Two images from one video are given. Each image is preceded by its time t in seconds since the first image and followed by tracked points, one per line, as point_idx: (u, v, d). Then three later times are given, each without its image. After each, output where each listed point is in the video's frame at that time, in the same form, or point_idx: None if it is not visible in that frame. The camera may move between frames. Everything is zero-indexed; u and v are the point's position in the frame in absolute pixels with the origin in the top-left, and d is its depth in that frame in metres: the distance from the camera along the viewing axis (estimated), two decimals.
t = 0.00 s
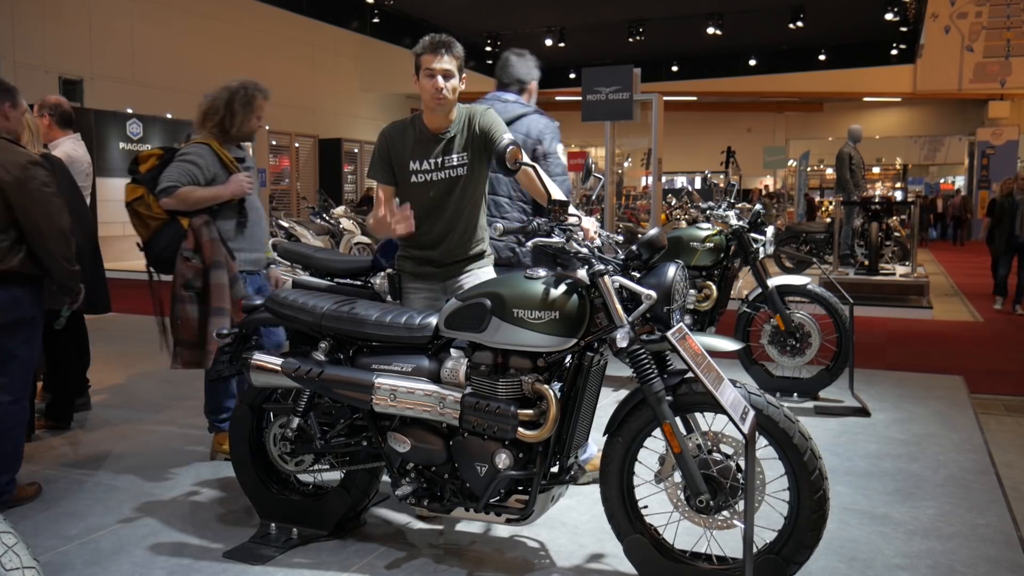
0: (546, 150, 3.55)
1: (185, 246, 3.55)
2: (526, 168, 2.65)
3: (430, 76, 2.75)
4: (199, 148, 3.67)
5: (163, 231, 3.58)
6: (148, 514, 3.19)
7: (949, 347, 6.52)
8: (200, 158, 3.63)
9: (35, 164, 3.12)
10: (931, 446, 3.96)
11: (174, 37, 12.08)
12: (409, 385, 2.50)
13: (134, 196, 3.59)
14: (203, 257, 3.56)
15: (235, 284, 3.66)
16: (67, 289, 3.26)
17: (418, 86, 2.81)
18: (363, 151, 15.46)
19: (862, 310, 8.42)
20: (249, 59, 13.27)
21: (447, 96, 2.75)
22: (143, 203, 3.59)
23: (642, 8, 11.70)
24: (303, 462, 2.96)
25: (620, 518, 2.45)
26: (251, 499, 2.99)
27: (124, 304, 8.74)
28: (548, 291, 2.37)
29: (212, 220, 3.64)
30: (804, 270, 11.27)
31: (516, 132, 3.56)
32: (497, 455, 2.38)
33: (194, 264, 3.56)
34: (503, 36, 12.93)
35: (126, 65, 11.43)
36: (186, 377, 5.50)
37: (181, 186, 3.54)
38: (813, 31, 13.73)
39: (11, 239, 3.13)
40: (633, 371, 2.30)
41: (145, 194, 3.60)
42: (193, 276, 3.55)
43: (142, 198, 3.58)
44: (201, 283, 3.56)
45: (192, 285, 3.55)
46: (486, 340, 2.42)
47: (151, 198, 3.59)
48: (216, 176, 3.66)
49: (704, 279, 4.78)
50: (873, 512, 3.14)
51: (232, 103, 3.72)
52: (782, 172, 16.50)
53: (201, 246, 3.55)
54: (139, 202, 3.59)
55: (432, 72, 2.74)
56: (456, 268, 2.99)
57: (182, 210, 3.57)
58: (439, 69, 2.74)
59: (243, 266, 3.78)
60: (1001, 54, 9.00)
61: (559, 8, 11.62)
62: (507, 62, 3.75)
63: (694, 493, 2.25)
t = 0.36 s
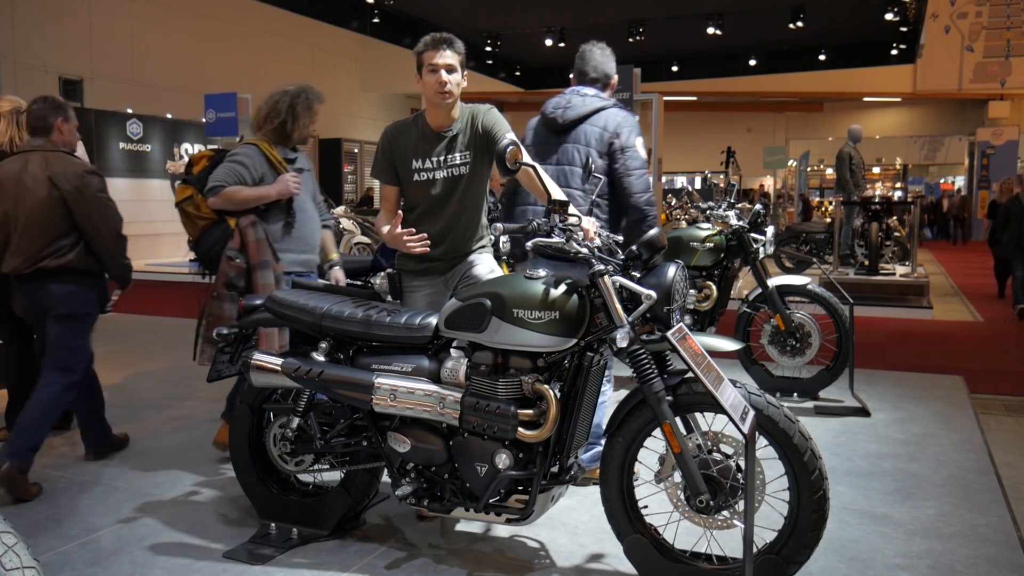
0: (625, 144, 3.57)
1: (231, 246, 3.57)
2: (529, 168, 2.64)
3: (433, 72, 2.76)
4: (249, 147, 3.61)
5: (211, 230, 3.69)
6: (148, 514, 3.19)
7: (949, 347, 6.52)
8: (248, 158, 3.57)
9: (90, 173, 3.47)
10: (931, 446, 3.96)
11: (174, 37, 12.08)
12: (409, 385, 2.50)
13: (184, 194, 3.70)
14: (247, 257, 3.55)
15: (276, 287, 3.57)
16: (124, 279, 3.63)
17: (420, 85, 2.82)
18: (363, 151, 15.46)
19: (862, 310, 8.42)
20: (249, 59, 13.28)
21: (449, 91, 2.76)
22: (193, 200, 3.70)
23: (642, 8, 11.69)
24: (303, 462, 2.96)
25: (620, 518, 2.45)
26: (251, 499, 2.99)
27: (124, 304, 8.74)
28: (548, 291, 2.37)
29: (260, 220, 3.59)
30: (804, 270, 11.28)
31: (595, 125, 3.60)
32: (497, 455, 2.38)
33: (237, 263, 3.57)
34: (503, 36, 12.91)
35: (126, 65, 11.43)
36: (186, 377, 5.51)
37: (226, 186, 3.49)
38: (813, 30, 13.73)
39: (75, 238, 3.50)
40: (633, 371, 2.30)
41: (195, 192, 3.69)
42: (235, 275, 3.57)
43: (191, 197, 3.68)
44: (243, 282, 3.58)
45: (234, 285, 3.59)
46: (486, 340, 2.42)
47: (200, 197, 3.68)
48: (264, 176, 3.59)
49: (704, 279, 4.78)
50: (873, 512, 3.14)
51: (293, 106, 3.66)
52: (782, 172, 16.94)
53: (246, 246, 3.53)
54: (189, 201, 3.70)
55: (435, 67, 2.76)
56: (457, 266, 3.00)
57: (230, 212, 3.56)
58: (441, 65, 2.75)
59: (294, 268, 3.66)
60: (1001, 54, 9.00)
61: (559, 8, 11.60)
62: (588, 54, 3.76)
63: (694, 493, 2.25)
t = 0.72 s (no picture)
0: (686, 144, 3.61)
1: (263, 242, 3.49)
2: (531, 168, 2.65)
3: (434, 77, 2.74)
4: (288, 144, 3.54)
5: (246, 225, 3.58)
6: (147, 513, 3.19)
7: (949, 347, 6.52)
8: (285, 153, 3.49)
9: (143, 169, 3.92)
10: (931, 446, 3.96)
11: (174, 37, 12.07)
12: (409, 385, 2.50)
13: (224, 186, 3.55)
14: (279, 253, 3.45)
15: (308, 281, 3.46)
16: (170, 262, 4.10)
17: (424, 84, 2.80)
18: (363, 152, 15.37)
19: (862, 310, 8.41)
20: (249, 59, 13.26)
21: (451, 94, 2.75)
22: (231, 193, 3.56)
23: (643, 8, 11.67)
24: (303, 462, 2.96)
25: (620, 518, 2.45)
26: (251, 499, 2.99)
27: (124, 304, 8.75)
28: (548, 291, 2.37)
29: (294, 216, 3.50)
30: (804, 270, 11.27)
31: (652, 132, 3.64)
32: (497, 455, 2.38)
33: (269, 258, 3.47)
34: (503, 36, 12.91)
35: (125, 65, 11.42)
36: (186, 376, 5.51)
37: (262, 181, 3.41)
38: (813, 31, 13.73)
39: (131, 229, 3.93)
40: (633, 371, 2.30)
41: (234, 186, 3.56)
42: (267, 271, 3.46)
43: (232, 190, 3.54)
44: (274, 277, 3.46)
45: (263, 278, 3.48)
46: (486, 340, 2.42)
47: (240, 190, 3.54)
48: (300, 173, 3.51)
49: (704, 280, 4.76)
50: (872, 512, 3.14)
51: (338, 104, 3.56)
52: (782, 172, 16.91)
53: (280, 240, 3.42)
54: (229, 196, 3.57)
55: (435, 72, 2.74)
56: (456, 263, 3.01)
57: (265, 207, 3.48)
58: (442, 70, 2.73)
59: (328, 265, 3.60)
60: (1001, 54, 8.99)
61: (559, 8, 11.60)
62: (625, 62, 3.82)
63: (694, 493, 2.25)
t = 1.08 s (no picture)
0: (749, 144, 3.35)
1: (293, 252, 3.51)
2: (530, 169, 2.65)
3: (439, 79, 2.74)
4: (315, 150, 3.46)
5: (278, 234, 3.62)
6: (148, 513, 3.19)
7: (949, 347, 6.51)
8: (310, 161, 3.42)
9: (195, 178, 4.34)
10: (931, 446, 3.96)
11: (173, 37, 12.06)
12: (409, 385, 2.50)
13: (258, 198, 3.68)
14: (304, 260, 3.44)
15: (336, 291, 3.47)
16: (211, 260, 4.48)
17: (429, 86, 2.80)
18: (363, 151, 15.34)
19: (862, 310, 8.41)
20: (249, 59, 13.26)
21: (457, 96, 2.74)
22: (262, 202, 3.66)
23: (643, 8, 11.68)
24: (303, 462, 2.96)
25: (620, 518, 2.46)
26: (251, 499, 2.99)
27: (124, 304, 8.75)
28: (548, 291, 2.37)
29: (324, 225, 3.46)
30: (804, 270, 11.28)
31: (710, 130, 3.40)
32: (497, 455, 2.38)
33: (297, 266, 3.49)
34: (503, 36, 12.94)
35: (125, 64, 11.41)
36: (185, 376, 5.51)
37: (290, 191, 3.38)
38: (813, 31, 13.74)
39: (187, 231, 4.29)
40: (633, 371, 2.31)
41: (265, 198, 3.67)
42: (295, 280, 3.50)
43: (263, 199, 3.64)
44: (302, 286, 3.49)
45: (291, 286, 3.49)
46: (486, 340, 2.42)
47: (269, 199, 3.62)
48: (329, 180, 3.43)
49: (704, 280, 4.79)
50: (873, 512, 3.14)
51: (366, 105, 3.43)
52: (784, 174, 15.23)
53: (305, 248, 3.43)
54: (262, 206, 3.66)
55: (440, 74, 2.73)
56: (456, 263, 3.01)
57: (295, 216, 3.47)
58: (448, 72, 2.72)
59: (363, 271, 3.48)
60: (1001, 54, 8.97)
61: (559, 8, 11.61)
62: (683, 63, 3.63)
63: (694, 493, 2.25)
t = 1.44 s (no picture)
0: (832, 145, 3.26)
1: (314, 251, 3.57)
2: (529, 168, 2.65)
3: (437, 81, 2.74)
4: (334, 147, 3.48)
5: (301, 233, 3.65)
6: (148, 513, 3.19)
7: (949, 347, 6.52)
8: (332, 159, 3.44)
9: (214, 187, 4.59)
10: (932, 446, 3.96)
11: (174, 37, 12.06)
12: (409, 385, 2.50)
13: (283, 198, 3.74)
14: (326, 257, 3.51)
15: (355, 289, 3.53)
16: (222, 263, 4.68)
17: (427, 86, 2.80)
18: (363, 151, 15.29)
19: (862, 310, 8.42)
20: (249, 60, 13.26)
21: (456, 100, 2.75)
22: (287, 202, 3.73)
23: (643, 8, 11.68)
24: (303, 462, 2.97)
25: (620, 518, 2.46)
26: (251, 499, 2.99)
27: (123, 304, 8.75)
28: (548, 291, 2.37)
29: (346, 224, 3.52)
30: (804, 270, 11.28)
31: (796, 131, 3.26)
32: (497, 455, 2.38)
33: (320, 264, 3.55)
34: (504, 36, 12.97)
35: (126, 64, 11.41)
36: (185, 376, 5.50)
37: (312, 191, 3.41)
38: (813, 31, 13.73)
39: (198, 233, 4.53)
40: (633, 371, 2.31)
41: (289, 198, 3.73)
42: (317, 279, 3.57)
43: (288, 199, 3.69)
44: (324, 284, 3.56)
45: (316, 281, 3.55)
46: (486, 340, 2.42)
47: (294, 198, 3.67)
48: (351, 177, 3.46)
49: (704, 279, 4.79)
50: (873, 512, 3.14)
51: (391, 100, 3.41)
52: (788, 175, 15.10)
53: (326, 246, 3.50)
54: (286, 205, 3.71)
55: (439, 77, 2.74)
56: (456, 263, 3.01)
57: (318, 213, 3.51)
58: (447, 75, 2.73)
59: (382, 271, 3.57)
60: (1001, 54, 8.98)
61: (559, 8, 11.62)
62: (752, 62, 3.46)
63: (694, 493, 2.25)
